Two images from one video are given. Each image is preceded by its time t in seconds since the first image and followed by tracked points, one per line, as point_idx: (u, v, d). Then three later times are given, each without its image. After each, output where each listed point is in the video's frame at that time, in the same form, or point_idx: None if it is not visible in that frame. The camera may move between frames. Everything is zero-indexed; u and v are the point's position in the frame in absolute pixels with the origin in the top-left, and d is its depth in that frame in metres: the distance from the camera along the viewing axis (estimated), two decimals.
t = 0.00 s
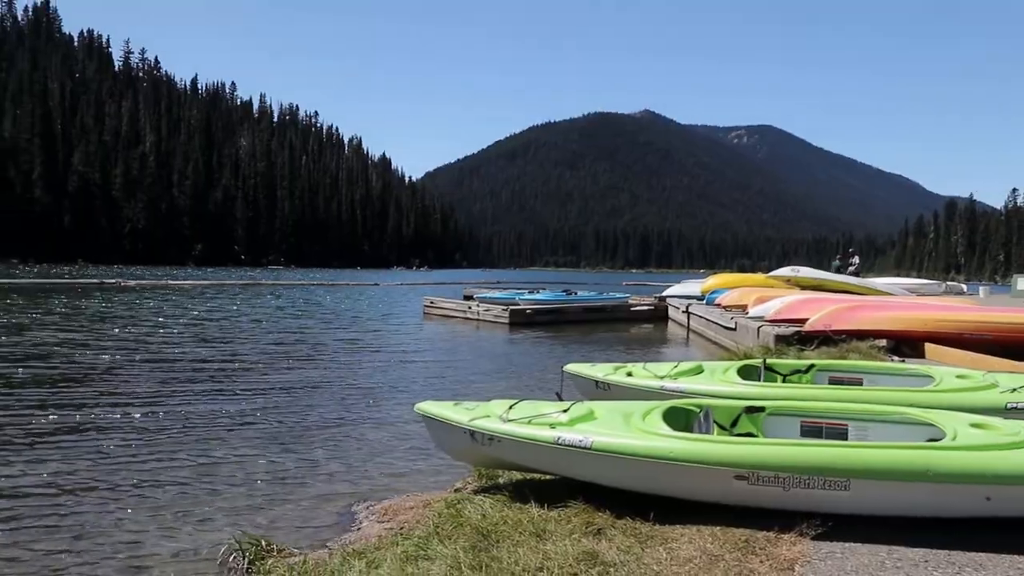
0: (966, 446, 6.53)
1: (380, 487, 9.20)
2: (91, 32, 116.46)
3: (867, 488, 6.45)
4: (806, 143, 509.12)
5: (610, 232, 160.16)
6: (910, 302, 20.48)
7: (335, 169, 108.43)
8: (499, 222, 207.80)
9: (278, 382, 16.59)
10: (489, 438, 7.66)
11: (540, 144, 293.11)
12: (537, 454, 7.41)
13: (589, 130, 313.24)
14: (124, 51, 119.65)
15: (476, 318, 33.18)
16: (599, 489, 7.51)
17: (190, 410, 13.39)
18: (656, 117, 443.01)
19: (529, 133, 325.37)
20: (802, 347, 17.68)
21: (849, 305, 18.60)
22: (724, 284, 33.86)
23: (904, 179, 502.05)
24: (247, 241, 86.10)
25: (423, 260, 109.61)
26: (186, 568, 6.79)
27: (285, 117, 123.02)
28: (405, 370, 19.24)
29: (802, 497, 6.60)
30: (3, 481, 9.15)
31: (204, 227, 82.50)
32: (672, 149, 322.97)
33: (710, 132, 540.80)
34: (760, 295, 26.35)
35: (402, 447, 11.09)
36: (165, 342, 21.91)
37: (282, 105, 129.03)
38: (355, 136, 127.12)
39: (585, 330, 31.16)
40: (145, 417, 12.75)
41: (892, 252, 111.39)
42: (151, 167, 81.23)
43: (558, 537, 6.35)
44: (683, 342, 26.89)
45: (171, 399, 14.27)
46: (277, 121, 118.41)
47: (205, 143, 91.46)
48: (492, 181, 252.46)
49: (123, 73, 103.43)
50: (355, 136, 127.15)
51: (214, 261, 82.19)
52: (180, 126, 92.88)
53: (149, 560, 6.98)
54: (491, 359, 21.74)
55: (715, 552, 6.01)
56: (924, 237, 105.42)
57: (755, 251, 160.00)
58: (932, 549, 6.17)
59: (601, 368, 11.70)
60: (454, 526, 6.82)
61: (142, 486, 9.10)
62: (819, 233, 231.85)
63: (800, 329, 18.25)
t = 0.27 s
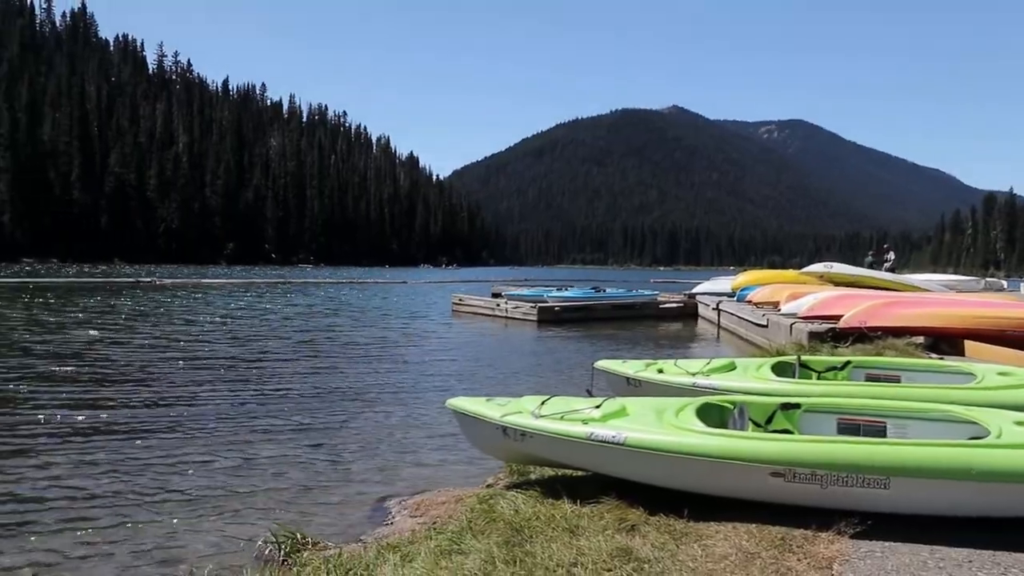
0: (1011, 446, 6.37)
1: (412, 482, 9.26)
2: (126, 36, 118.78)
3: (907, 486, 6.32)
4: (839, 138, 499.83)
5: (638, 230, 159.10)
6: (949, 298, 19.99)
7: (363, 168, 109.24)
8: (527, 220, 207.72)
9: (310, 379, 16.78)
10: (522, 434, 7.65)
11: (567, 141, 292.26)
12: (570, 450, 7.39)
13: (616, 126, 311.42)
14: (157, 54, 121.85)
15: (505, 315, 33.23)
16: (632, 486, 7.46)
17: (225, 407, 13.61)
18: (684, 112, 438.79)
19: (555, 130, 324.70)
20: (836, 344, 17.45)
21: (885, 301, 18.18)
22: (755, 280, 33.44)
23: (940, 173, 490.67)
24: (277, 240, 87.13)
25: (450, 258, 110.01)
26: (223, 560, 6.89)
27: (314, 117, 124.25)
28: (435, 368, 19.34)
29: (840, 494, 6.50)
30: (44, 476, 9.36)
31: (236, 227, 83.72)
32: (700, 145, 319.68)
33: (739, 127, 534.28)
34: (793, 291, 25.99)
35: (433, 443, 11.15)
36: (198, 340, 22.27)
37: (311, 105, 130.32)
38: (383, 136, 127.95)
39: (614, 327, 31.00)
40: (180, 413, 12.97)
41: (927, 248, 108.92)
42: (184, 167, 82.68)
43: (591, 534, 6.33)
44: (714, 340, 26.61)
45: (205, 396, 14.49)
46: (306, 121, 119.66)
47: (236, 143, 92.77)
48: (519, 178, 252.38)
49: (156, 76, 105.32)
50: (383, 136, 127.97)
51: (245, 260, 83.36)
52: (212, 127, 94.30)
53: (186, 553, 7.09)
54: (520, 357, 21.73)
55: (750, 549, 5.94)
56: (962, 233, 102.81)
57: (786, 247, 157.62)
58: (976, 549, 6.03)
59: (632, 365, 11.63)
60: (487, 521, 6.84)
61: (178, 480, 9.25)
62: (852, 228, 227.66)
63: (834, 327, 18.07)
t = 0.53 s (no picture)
0: None
1: (439, 479, 9.30)
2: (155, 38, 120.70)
3: (942, 485, 6.20)
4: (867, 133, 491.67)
5: (662, 226, 158.01)
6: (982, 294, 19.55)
7: (387, 167, 109.81)
8: (550, 217, 207.42)
9: (337, 377, 16.91)
10: (549, 430, 7.64)
11: (590, 138, 291.16)
12: (598, 446, 7.37)
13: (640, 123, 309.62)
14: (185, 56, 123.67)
15: (529, 313, 33.23)
16: (661, 483, 7.42)
17: (254, 403, 13.78)
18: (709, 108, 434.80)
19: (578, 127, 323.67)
20: (865, 342, 17.15)
21: (917, 297, 17.80)
22: (782, 277, 33.06)
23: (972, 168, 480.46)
24: (303, 239, 87.96)
25: (474, 256, 110.23)
26: (254, 554, 6.95)
27: (339, 116, 125.17)
28: (461, 365, 19.39)
29: (873, 492, 6.40)
30: (81, 469, 9.55)
31: (262, 226, 84.71)
32: (725, 141, 316.54)
33: (765, 122, 528.13)
34: (821, 288, 25.63)
35: (459, 440, 11.18)
36: (228, 338, 22.56)
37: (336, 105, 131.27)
38: (407, 134, 128.50)
39: (639, 325, 30.86)
40: (212, 410, 13.14)
41: (959, 244, 106.77)
42: (211, 167, 83.86)
43: (620, 530, 6.30)
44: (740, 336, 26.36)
45: (235, 392, 14.67)
46: (331, 121, 120.56)
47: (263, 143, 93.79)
48: (542, 176, 251.97)
49: (184, 77, 106.79)
50: (407, 134, 128.54)
51: (271, 258, 84.29)
52: (238, 127, 95.36)
53: (218, 546, 7.18)
54: (545, 354, 21.70)
55: (782, 547, 5.87)
56: (995, 228, 100.59)
57: (813, 244, 155.52)
58: (1014, 550, 5.89)
59: (659, 362, 11.56)
60: (515, 517, 6.85)
61: (210, 475, 9.38)
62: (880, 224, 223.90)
63: (864, 324, 17.74)
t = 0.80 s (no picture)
0: None
1: (467, 475, 9.31)
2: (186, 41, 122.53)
3: (984, 485, 6.05)
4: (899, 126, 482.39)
5: (689, 223, 156.69)
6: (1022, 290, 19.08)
7: (413, 165, 110.36)
8: (575, 214, 206.74)
9: (366, 374, 17.03)
10: (580, 427, 7.61)
11: (616, 134, 289.61)
12: (629, 443, 7.32)
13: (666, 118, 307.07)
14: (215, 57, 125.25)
15: (555, 310, 33.16)
16: (692, 481, 7.35)
17: (284, 400, 13.94)
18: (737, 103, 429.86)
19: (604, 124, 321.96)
20: (900, 339, 16.74)
21: (953, 293, 17.45)
22: (812, 273, 32.59)
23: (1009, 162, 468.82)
24: (330, 237, 88.75)
25: (499, 253, 110.41)
26: (286, 547, 7.01)
27: (365, 115, 126.04)
28: (487, 362, 19.41)
29: (912, 492, 6.25)
30: (116, 464, 9.72)
31: (290, 224, 85.74)
32: (753, 136, 312.80)
33: (794, 117, 520.73)
34: (853, 284, 25.21)
35: (487, 437, 11.18)
36: (257, 336, 22.82)
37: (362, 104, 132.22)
38: (433, 133, 129.03)
39: (666, 322, 30.63)
40: (242, 407, 13.30)
41: (996, 240, 104.37)
42: (241, 167, 85.06)
43: (652, 528, 6.25)
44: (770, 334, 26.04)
45: (265, 390, 14.84)
46: (357, 120, 121.49)
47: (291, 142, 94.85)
48: (567, 173, 251.20)
49: (214, 79, 108.31)
50: (433, 133, 129.04)
51: (299, 256, 85.26)
52: (267, 127, 96.45)
53: (251, 540, 7.25)
54: (572, 351, 21.65)
55: (818, 547, 5.77)
56: None
57: (843, 240, 153.16)
58: None
59: (689, 359, 11.44)
60: (545, 514, 6.83)
61: (242, 470, 9.50)
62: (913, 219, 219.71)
63: (899, 320, 17.29)
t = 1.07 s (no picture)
0: None
1: (494, 472, 9.33)
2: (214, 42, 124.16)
3: None
4: (931, 121, 473.10)
5: (715, 220, 155.19)
6: None
7: (438, 163, 110.77)
8: (600, 212, 205.87)
9: (392, 371, 17.18)
10: (609, 424, 7.58)
11: (641, 131, 287.82)
12: (659, 440, 7.27)
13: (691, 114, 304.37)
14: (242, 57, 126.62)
15: (581, 307, 33.06)
16: (724, 479, 7.28)
17: (312, 397, 14.05)
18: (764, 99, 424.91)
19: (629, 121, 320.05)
20: (934, 338, 16.34)
21: (990, 291, 17.12)
22: (843, 271, 32.13)
23: None
24: (356, 235, 89.47)
25: (524, 251, 110.44)
26: (317, 541, 7.08)
27: (390, 114, 126.71)
28: (513, 359, 19.42)
29: (952, 492, 6.12)
30: (150, 459, 9.87)
31: (316, 222, 86.66)
32: (781, 132, 308.89)
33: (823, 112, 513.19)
34: (885, 282, 24.81)
35: (514, 435, 11.17)
36: (284, 333, 23.04)
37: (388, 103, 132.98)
38: (458, 131, 129.47)
39: (694, 319, 30.37)
40: (272, 404, 13.45)
41: None
42: (269, 166, 86.19)
43: (682, 526, 6.21)
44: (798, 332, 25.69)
45: (293, 387, 14.98)
46: (383, 118, 122.19)
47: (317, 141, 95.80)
48: (592, 170, 250.27)
49: (243, 79, 109.70)
50: (457, 131, 129.49)
51: (325, 254, 86.12)
52: (294, 126, 97.38)
53: (283, 534, 7.34)
54: (597, 348, 21.56)
55: (853, 547, 5.67)
56: None
57: (873, 236, 150.67)
58: None
59: (719, 356, 11.33)
60: (575, 511, 6.82)
61: (272, 466, 9.59)
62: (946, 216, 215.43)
63: (932, 319, 16.83)
